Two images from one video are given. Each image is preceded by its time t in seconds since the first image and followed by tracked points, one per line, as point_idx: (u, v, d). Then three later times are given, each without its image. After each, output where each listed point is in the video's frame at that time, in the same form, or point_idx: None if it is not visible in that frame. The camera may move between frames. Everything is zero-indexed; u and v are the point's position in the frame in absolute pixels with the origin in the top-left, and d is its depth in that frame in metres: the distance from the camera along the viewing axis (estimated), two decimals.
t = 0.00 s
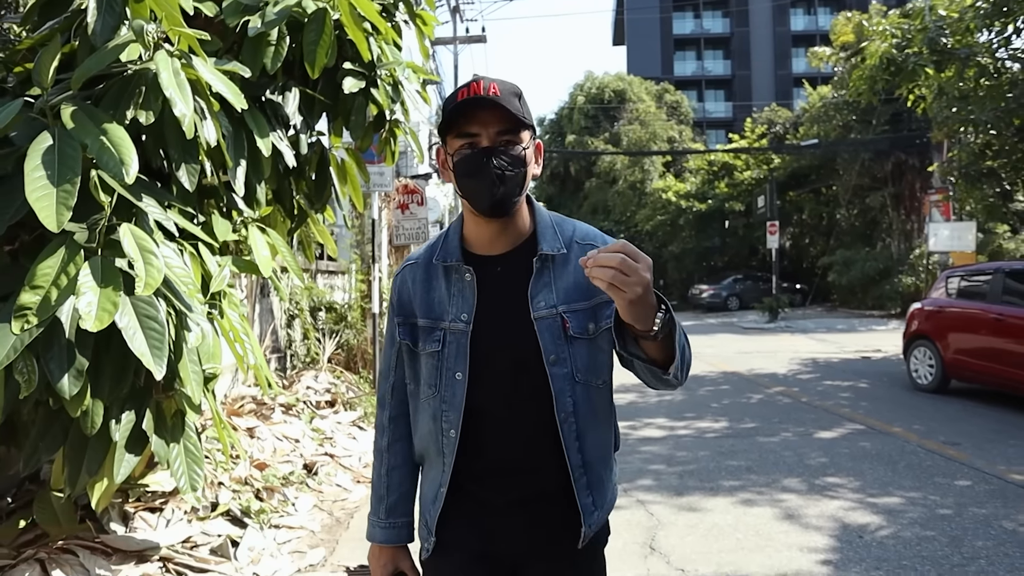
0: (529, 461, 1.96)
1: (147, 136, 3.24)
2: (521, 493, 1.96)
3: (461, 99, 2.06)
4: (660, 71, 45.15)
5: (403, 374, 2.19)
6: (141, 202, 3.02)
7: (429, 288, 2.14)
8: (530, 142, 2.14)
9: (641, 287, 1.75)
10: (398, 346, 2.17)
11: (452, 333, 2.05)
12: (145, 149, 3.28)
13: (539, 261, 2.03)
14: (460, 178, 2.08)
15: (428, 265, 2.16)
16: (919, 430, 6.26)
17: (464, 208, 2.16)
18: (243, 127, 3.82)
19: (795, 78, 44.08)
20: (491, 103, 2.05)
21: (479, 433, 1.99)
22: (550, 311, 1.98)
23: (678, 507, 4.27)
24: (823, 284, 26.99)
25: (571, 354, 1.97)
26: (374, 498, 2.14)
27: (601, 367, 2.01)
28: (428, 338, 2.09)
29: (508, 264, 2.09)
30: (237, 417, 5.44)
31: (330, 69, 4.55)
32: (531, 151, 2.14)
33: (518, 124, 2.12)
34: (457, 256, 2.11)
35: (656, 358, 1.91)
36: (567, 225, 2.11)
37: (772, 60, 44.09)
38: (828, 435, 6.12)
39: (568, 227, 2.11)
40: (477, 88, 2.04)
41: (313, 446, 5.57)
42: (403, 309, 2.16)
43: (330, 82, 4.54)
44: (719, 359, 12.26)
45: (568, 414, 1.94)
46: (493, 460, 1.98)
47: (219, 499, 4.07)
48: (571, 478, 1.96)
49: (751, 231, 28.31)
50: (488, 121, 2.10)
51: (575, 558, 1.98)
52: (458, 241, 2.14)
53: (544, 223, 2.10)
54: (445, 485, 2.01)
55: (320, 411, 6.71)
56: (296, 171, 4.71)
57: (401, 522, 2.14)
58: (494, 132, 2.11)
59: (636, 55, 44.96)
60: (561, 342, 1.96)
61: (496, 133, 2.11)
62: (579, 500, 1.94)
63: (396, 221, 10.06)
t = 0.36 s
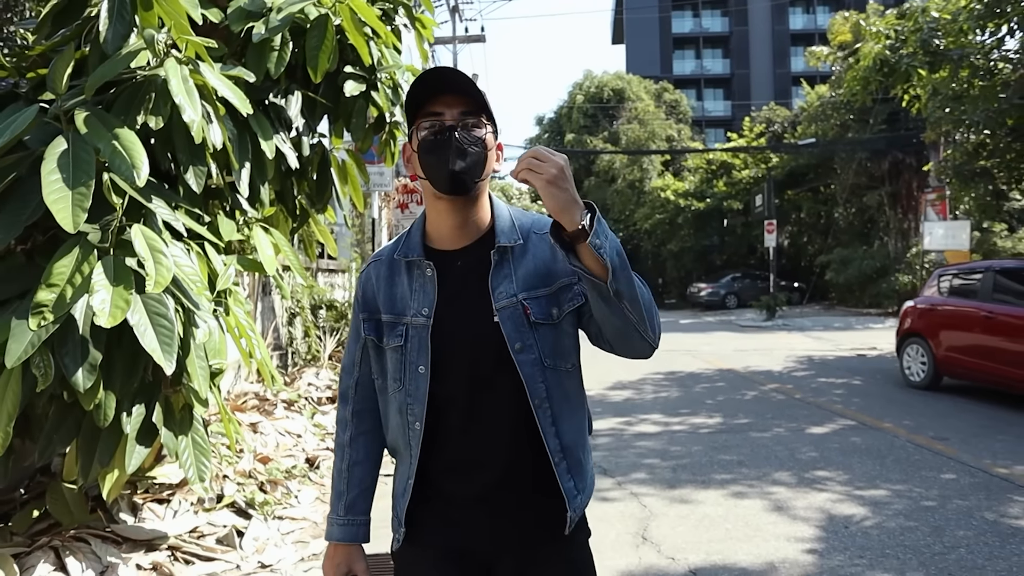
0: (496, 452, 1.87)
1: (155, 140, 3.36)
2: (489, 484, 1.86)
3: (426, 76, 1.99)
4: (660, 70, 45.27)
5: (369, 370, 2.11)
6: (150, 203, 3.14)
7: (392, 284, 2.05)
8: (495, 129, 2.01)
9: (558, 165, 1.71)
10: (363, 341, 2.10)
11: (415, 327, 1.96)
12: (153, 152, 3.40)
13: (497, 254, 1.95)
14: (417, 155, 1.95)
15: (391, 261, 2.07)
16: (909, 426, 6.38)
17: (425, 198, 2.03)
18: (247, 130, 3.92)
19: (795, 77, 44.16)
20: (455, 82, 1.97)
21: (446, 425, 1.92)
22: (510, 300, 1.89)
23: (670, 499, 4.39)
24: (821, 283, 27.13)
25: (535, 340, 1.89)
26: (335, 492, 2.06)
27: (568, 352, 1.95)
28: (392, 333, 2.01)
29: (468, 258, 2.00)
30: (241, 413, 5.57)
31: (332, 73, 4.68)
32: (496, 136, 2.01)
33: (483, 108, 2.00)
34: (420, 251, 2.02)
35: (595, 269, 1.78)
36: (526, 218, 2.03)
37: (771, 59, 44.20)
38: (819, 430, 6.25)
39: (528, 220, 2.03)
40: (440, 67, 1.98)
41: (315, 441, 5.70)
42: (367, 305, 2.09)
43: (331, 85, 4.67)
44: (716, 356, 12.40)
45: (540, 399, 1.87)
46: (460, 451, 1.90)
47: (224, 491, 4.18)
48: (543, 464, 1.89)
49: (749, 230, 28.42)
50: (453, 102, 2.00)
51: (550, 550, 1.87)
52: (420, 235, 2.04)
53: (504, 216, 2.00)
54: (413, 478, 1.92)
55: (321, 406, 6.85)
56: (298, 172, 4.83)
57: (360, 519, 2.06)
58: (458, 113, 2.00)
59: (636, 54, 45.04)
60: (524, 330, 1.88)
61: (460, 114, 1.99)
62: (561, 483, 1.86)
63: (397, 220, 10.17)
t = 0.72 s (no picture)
0: (499, 455, 1.93)
1: (164, 141, 3.44)
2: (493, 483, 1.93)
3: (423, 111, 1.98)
4: (659, 68, 45.26)
5: (377, 371, 2.15)
6: (160, 203, 3.22)
7: (397, 295, 2.08)
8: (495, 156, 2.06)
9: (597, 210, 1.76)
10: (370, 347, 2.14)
11: (420, 340, 2.00)
12: (163, 153, 3.49)
13: (499, 270, 1.98)
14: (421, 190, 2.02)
15: (395, 273, 2.10)
16: (903, 422, 6.48)
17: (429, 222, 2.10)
18: (253, 131, 4.00)
19: (794, 76, 44.24)
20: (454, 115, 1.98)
21: (451, 429, 1.98)
22: (511, 316, 1.94)
23: (667, 493, 4.48)
24: (820, 281, 27.23)
25: (534, 356, 1.94)
26: (347, 486, 2.13)
27: (566, 365, 2.00)
28: (397, 344, 2.04)
29: (470, 271, 2.05)
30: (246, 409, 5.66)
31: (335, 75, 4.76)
32: (496, 161, 2.06)
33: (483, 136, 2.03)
34: (423, 265, 2.05)
35: (618, 311, 1.87)
36: (526, 227, 2.06)
37: (771, 58, 44.28)
38: (815, 426, 6.34)
39: (527, 229, 2.06)
40: (439, 99, 1.98)
41: (318, 437, 5.79)
42: (373, 313, 2.14)
43: (334, 87, 4.75)
44: (714, 354, 12.49)
45: (537, 414, 1.92)
46: (464, 452, 1.97)
47: (230, 485, 4.27)
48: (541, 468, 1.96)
49: (748, 229, 28.50)
50: (451, 131, 2.02)
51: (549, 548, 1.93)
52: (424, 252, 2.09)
53: (505, 228, 2.04)
54: (420, 479, 2.00)
55: (323, 403, 6.94)
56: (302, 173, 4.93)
57: (371, 512, 2.13)
58: (457, 143, 2.03)
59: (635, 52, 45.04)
60: (523, 346, 1.93)
61: (459, 145, 2.03)
62: (555, 490, 1.92)
63: (398, 219, 10.24)
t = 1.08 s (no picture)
0: (520, 452, 2.02)
1: (177, 144, 3.55)
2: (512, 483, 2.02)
3: (470, 98, 2.07)
4: (660, 68, 45.26)
5: (407, 360, 2.22)
6: (173, 204, 3.33)
7: (434, 280, 2.16)
8: (541, 144, 2.14)
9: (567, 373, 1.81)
10: (403, 335, 2.22)
11: (451, 325, 2.08)
12: (175, 155, 3.59)
13: (546, 262, 2.05)
14: (467, 173, 2.11)
15: (433, 259, 2.18)
16: (898, 419, 6.58)
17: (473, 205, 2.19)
18: (260, 134, 4.11)
19: (795, 75, 44.28)
20: (502, 102, 2.07)
21: (474, 422, 2.05)
22: (552, 314, 2.00)
23: (664, 487, 4.60)
24: (819, 280, 27.33)
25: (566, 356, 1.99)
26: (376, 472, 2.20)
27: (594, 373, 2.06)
28: (430, 328, 2.12)
29: (509, 260, 2.12)
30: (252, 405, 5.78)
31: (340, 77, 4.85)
32: (541, 150, 2.14)
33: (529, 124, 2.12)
34: (462, 251, 2.13)
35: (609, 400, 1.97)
36: (574, 228, 2.12)
37: (771, 57, 44.34)
38: (811, 423, 6.45)
39: (572, 229, 2.13)
40: (489, 84, 2.07)
41: (323, 432, 5.91)
42: (409, 299, 2.21)
43: (338, 90, 4.82)
44: (712, 353, 12.59)
45: (553, 415, 1.99)
46: (486, 446, 2.04)
47: (239, 478, 4.37)
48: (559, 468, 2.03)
49: (749, 227, 28.57)
50: (498, 119, 2.10)
51: (562, 545, 2.02)
52: (464, 237, 2.17)
53: (550, 225, 2.11)
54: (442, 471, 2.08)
55: (327, 400, 7.07)
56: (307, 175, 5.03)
57: (398, 498, 2.20)
58: (503, 131, 2.11)
59: (636, 52, 45.03)
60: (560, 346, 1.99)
61: (505, 132, 2.11)
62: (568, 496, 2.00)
63: (399, 219, 10.34)
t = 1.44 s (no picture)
0: (564, 439, 1.83)
1: (188, 147, 3.69)
2: (551, 470, 1.84)
3: (525, 76, 1.92)
4: (659, 67, 45.39)
5: (451, 343, 2.05)
6: (184, 206, 3.45)
7: (482, 263, 2.00)
8: (596, 129, 1.97)
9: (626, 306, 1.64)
10: (447, 317, 2.04)
11: (499, 306, 1.92)
12: (186, 157, 3.73)
13: (589, 250, 1.90)
14: (518, 155, 1.96)
15: (484, 242, 2.02)
16: (890, 415, 6.71)
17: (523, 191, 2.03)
18: (267, 137, 4.22)
19: (795, 74, 44.42)
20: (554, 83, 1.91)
21: (519, 404, 1.88)
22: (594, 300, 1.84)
23: (660, 480, 4.72)
24: (817, 278, 27.50)
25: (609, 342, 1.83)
26: (409, 455, 2.03)
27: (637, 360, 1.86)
28: (476, 309, 1.96)
29: (557, 247, 1.96)
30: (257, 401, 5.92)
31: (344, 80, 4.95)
32: (596, 135, 1.98)
33: (584, 108, 1.95)
34: (513, 235, 1.98)
35: (658, 362, 1.74)
36: (620, 220, 1.96)
37: (771, 56, 44.49)
38: (805, 419, 6.57)
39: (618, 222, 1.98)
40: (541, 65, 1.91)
41: (326, 428, 6.04)
42: (456, 282, 2.04)
43: (342, 92, 4.92)
44: (710, 351, 12.73)
45: (601, 399, 1.83)
46: (530, 430, 1.86)
47: (247, 472, 4.50)
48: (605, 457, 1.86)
49: (748, 226, 28.71)
50: (553, 100, 1.94)
51: (599, 545, 1.83)
52: (515, 222, 2.01)
53: (596, 215, 1.96)
54: (480, 452, 1.89)
55: (330, 396, 7.21)
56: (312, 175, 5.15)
57: (432, 484, 2.04)
58: (557, 112, 1.95)
59: (635, 51, 45.16)
60: (603, 333, 1.83)
61: (560, 114, 1.95)
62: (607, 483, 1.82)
63: (400, 219, 10.47)
